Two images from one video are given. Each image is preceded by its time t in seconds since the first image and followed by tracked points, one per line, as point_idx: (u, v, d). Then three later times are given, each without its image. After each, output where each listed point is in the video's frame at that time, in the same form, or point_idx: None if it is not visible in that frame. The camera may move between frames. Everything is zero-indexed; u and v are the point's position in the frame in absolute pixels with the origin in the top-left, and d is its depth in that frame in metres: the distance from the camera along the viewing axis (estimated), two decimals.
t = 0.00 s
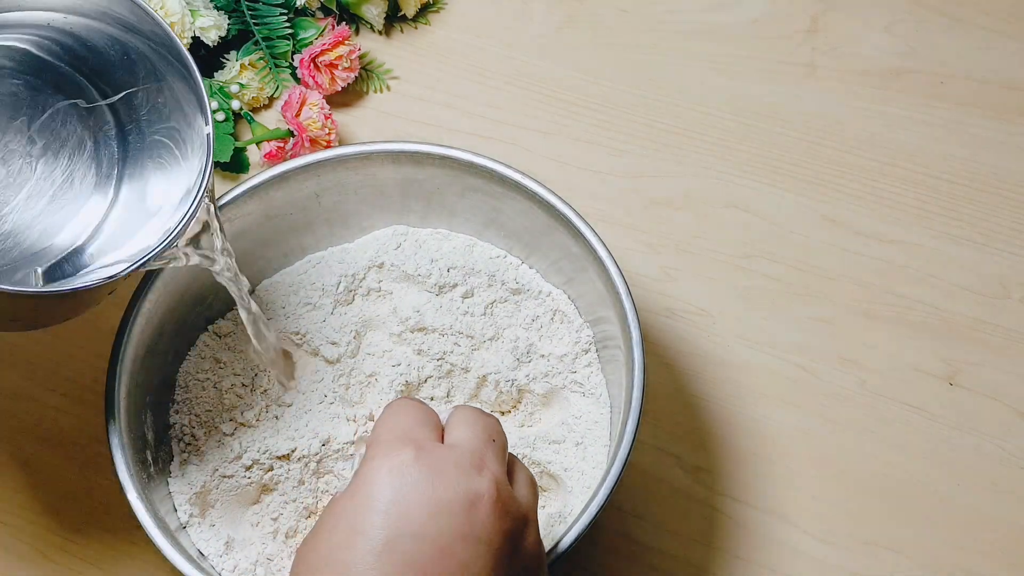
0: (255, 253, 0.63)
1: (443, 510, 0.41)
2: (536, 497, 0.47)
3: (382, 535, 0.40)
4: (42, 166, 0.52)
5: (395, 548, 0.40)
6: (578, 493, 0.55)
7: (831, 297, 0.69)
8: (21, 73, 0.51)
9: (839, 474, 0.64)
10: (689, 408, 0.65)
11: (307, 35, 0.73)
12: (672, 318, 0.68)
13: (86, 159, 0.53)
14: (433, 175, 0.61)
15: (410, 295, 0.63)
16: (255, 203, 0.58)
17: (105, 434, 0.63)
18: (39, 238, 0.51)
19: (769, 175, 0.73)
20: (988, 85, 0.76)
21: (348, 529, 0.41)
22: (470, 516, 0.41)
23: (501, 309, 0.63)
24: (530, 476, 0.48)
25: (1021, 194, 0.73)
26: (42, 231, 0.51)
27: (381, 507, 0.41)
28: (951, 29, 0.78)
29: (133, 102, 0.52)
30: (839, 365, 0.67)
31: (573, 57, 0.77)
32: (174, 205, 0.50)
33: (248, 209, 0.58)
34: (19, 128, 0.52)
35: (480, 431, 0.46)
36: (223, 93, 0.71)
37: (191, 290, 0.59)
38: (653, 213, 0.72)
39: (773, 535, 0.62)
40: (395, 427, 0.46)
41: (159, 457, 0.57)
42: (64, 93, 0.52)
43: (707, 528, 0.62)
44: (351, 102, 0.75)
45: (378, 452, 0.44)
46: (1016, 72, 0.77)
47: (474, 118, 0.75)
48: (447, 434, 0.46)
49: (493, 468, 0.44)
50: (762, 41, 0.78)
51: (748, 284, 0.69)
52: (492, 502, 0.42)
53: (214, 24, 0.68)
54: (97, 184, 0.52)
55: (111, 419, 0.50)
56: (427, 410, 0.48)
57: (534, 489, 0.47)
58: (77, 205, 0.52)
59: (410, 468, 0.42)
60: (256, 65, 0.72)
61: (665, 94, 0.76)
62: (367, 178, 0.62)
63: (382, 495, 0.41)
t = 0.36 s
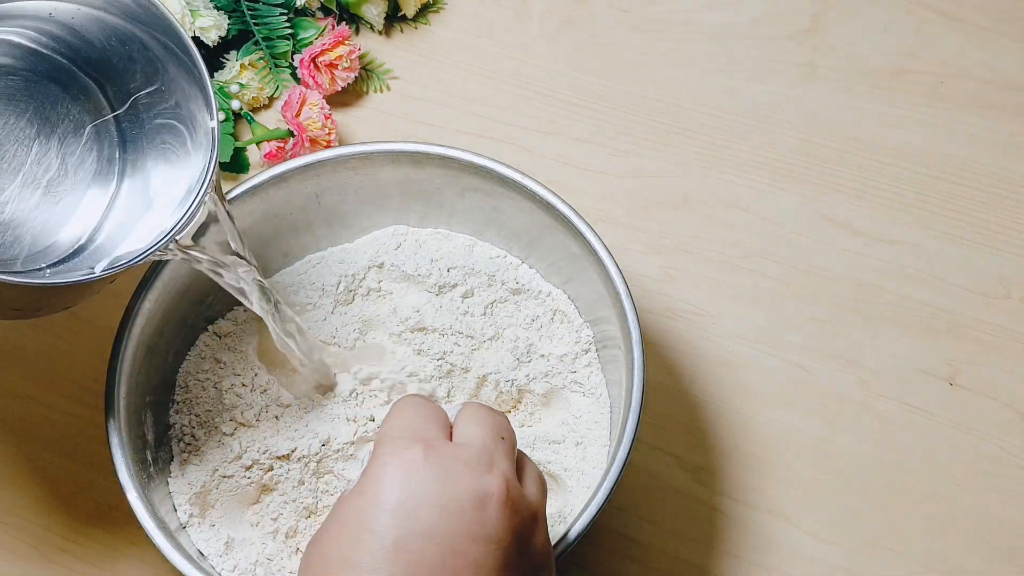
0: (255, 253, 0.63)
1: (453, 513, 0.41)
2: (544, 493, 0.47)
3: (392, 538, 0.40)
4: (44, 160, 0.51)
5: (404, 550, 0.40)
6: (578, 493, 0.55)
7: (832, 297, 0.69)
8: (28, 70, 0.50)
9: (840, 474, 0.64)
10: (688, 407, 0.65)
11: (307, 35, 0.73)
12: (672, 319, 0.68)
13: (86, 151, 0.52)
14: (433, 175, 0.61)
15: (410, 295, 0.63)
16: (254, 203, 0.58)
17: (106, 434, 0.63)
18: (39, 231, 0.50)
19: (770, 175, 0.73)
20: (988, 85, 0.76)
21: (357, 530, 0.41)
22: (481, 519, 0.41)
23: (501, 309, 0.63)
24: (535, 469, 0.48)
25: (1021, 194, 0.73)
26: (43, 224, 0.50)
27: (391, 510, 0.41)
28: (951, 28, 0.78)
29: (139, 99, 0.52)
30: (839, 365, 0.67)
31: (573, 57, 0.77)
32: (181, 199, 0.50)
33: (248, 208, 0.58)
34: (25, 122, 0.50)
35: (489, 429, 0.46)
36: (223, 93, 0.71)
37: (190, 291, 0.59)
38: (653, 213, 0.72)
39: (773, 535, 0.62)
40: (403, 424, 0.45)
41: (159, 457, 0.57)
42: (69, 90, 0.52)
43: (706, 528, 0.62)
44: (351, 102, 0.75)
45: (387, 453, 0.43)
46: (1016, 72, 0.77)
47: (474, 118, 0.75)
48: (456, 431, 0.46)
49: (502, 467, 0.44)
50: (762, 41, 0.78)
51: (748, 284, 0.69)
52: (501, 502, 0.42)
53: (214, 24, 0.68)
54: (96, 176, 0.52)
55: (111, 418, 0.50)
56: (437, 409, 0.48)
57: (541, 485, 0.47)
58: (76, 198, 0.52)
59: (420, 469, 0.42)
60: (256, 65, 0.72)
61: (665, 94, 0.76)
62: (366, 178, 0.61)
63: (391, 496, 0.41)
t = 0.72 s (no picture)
0: (255, 252, 0.63)
1: (454, 511, 0.41)
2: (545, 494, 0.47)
3: (393, 534, 0.40)
4: (56, 170, 0.54)
5: (405, 547, 0.39)
6: (578, 493, 0.55)
7: (832, 297, 0.69)
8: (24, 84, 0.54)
9: (839, 474, 0.64)
10: (689, 407, 0.65)
11: (307, 35, 0.73)
12: (672, 319, 0.68)
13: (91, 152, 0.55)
14: (433, 175, 0.61)
15: (410, 295, 0.63)
16: (255, 203, 0.58)
17: (106, 434, 0.63)
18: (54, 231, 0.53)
19: (770, 175, 0.73)
20: (987, 85, 0.76)
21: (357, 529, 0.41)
22: (482, 516, 0.41)
23: (501, 309, 0.63)
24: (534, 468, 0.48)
25: (1021, 194, 0.73)
26: (57, 225, 0.53)
27: (392, 507, 0.41)
28: (950, 28, 0.78)
29: (136, 107, 0.55)
30: (839, 365, 0.67)
31: (573, 57, 0.77)
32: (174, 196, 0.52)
33: (248, 208, 0.58)
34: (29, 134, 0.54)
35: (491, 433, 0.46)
36: (223, 93, 0.71)
37: (190, 292, 0.59)
38: (653, 213, 0.72)
39: (774, 536, 0.62)
40: (405, 423, 0.45)
41: (159, 457, 0.56)
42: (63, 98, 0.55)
43: (707, 528, 0.62)
44: (351, 102, 0.75)
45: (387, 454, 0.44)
46: (1016, 72, 0.77)
47: (474, 118, 0.75)
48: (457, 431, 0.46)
49: (501, 468, 0.44)
50: (762, 41, 0.78)
51: (748, 284, 0.69)
52: (503, 501, 0.42)
53: (214, 24, 0.68)
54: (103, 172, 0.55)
55: (111, 419, 0.50)
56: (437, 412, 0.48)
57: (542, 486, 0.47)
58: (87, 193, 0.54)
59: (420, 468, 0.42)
60: (256, 66, 0.72)
61: (665, 94, 0.76)
62: (366, 178, 0.61)
63: (391, 496, 0.41)
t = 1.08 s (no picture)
0: (255, 252, 0.63)
1: (428, 399, 0.42)
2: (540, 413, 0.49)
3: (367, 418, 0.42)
4: None
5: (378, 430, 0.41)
6: (579, 493, 0.55)
7: (832, 296, 0.69)
8: None
9: (840, 474, 0.64)
10: (688, 407, 0.65)
11: (307, 35, 0.73)
12: (672, 318, 0.68)
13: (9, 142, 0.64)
14: (433, 175, 0.61)
15: (410, 296, 0.63)
16: (255, 203, 0.58)
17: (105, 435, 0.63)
18: None
19: (770, 174, 0.73)
20: (988, 84, 0.76)
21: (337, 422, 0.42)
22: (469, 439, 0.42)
23: (502, 308, 0.63)
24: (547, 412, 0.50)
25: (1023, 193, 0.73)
26: None
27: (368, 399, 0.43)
28: (950, 28, 0.78)
29: None
30: (839, 365, 0.67)
31: (573, 57, 0.77)
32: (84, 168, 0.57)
33: (248, 209, 0.59)
34: None
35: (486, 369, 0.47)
36: (223, 93, 0.71)
37: (189, 293, 0.59)
38: (652, 212, 0.72)
39: (774, 536, 0.62)
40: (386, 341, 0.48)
41: (160, 457, 0.56)
42: None
43: (707, 528, 0.62)
44: (351, 102, 0.75)
45: (379, 369, 0.45)
46: (1016, 72, 0.77)
47: (474, 117, 0.75)
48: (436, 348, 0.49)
49: (492, 402, 0.45)
50: (762, 41, 0.78)
51: (747, 284, 0.69)
52: (472, 394, 0.44)
53: (214, 24, 0.68)
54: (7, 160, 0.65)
55: (109, 420, 0.50)
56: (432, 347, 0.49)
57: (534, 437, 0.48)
58: None
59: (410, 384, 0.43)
60: (256, 66, 0.72)
61: (665, 94, 0.76)
62: (366, 178, 0.62)
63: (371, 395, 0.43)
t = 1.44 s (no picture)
0: (249, 257, 0.63)
1: (368, 343, 0.46)
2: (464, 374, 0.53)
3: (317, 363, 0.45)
4: None
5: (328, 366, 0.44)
6: (582, 485, 0.55)
7: (831, 296, 0.69)
8: None
9: (839, 474, 0.64)
10: (688, 407, 0.65)
11: (307, 34, 0.73)
12: (672, 319, 0.68)
13: None
14: (425, 173, 0.61)
15: (401, 294, 0.63)
16: (248, 208, 0.58)
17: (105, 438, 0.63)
18: None
19: (770, 174, 0.73)
20: (988, 85, 0.76)
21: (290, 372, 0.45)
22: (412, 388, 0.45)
23: (497, 303, 0.63)
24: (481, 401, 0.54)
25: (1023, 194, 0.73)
26: None
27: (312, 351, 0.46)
28: (950, 28, 0.78)
29: None
30: (839, 364, 0.67)
31: (573, 57, 0.77)
32: None
33: (241, 213, 0.59)
34: None
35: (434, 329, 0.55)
36: (223, 93, 0.71)
37: (183, 299, 0.59)
38: (652, 212, 0.72)
39: (774, 536, 0.62)
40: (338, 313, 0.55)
41: (161, 465, 0.56)
42: None
43: (707, 528, 0.62)
44: (352, 102, 0.75)
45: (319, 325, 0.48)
46: (1016, 72, 0.77)
47: (473, 117, 0.75)
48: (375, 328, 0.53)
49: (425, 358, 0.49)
50: (762, 41, 0.78)
51: (747, 283, 0.69)
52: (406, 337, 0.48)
53: (215, 24, 0.68)
54: None
55: (110, 428, 0.49)
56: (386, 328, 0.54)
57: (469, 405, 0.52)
58: None
59: (355, 340, 0.46)
60: (256, 66, 0.72)
61: (665, 94, 0.76)
62: (358, 179, 0.61)
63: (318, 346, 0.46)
